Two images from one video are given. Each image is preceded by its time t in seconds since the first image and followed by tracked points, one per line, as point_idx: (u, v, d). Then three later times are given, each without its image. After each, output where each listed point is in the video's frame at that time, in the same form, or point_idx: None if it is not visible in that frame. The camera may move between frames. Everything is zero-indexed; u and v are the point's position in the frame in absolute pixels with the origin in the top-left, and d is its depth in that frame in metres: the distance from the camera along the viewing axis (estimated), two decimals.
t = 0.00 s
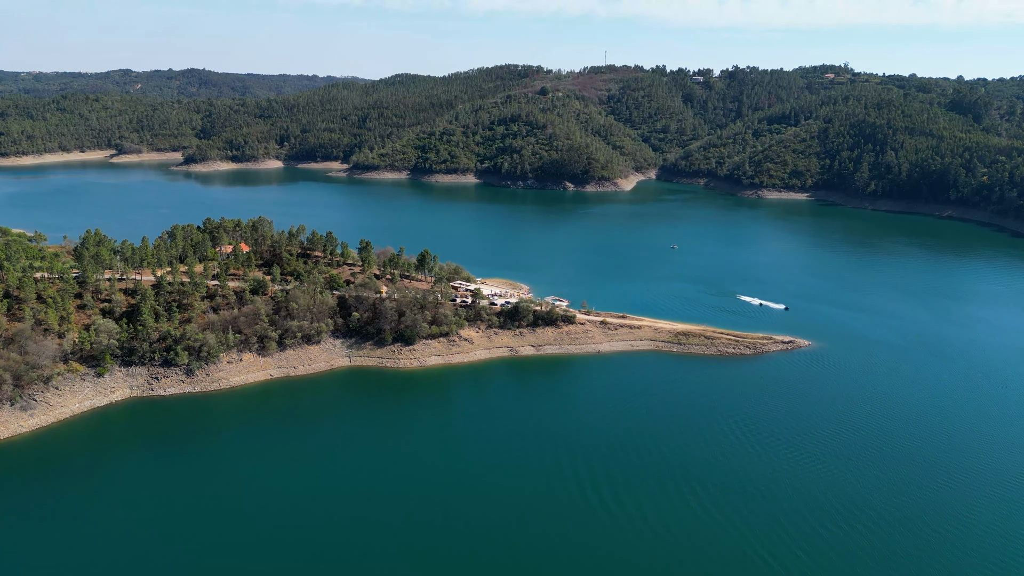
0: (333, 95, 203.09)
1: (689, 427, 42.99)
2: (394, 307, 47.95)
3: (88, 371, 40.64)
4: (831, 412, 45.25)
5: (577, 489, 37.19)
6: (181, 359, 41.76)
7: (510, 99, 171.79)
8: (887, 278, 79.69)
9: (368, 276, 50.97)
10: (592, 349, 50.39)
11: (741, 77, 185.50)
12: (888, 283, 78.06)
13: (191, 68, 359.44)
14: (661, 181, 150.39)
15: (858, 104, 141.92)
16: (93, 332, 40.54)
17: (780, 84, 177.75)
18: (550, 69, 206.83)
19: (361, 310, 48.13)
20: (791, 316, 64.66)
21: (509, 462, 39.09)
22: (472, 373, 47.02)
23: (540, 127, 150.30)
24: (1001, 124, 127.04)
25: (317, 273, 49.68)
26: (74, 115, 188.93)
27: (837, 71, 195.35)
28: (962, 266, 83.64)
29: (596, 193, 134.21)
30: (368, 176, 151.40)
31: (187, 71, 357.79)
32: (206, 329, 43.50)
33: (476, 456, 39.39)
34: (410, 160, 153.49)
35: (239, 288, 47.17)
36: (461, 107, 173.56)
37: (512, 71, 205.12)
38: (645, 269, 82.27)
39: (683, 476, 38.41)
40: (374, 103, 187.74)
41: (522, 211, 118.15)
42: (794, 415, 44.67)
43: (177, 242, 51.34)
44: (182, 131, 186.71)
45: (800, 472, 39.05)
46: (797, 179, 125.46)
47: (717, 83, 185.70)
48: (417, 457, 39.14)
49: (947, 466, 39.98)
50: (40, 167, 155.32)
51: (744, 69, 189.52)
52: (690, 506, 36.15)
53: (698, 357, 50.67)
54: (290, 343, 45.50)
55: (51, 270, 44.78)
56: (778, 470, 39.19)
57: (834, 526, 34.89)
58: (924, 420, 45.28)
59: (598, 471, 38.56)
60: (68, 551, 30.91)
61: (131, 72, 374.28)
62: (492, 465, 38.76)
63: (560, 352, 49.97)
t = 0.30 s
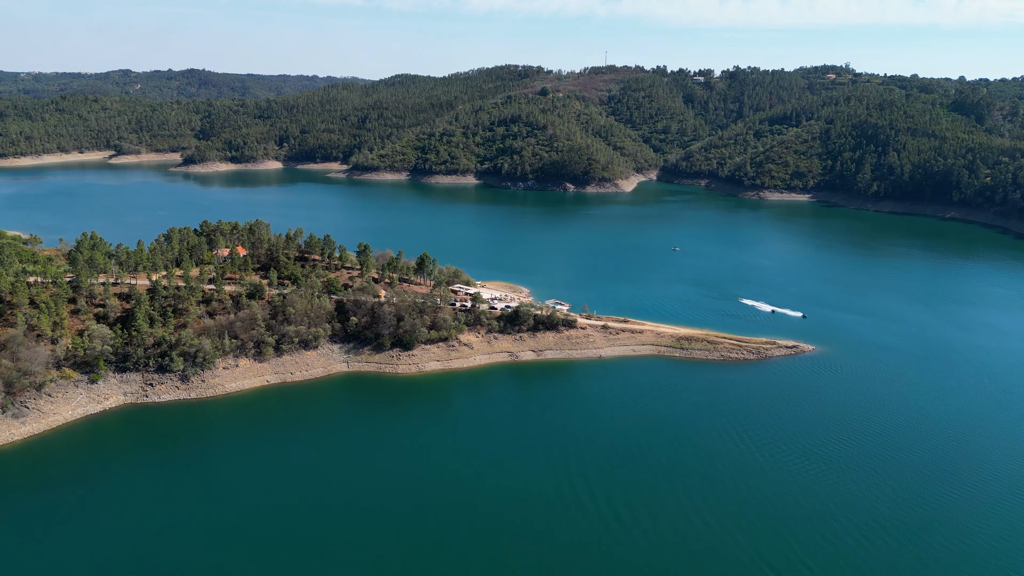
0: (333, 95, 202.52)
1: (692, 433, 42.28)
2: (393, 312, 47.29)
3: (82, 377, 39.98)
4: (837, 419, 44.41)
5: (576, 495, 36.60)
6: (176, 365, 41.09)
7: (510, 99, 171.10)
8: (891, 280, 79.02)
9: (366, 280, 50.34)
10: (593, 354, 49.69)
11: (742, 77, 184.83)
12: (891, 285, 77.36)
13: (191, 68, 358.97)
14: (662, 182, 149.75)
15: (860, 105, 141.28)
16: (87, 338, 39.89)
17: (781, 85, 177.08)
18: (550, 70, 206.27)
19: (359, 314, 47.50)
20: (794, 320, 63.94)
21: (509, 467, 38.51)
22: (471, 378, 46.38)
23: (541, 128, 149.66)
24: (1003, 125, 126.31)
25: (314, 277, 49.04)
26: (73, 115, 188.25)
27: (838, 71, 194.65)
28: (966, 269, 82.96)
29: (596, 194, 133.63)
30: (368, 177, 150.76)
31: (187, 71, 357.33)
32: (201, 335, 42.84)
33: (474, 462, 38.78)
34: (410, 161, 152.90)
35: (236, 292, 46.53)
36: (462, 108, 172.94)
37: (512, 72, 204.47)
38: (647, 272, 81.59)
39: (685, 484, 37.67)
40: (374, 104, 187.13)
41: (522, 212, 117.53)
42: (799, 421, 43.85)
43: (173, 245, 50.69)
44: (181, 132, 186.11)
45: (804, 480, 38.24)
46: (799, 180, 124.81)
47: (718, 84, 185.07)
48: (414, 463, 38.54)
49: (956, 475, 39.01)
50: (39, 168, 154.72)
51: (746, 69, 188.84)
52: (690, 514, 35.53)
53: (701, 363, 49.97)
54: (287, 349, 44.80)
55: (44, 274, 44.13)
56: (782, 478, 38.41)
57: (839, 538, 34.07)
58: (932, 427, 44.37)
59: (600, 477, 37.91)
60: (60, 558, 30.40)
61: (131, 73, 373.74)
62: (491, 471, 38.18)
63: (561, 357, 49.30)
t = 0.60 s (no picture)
0: (332, 96, 201.92)
1: (695, 440, 41.48)
2: (391, 317, 46.60)
3: (75, 384, 39.30)
4: (844, 425, 43.52)
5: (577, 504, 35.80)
6: (170, 371, 40.40)
7: (510, 100, 170.45)
8: (894, 282, 78.34)
9: (364, 284, 49.70)
10: (595, 359, 48.89)
11: (743, 78, 184.18)
12: (894, 288, 76.63)
13: (191, 68, 358.46)
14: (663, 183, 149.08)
15: (861, 105, 140.64)
16: (80, 344, 39.25)
17: (783, 85, 176.44)
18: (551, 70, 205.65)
19: (357, 319, 46.84)
20: (797, 323, 63.17)
21: (508, 475, 37.72)
22: (471, 383, 45.59)
23: (541, 128, 149.00)
24: (1006, 125, 125.58)
25: (311, 280, 48.40)
26: (72, 116, 187.51)
27: (839, 71, 193.99)
28: (969, 271, 82.24)
29: (597, 195, 132.97)
30: (367, 178, 150.07)
31: (187, 71, 356.88)
32: (197, 340, 42.19)
33: (472, 470, 37.99)
34: (410, 162, 152.26)
35: (232, 296, 45.89)
36: (461, 108, 172.31)
37: (512, 72, 203.81)
38: (648, 274, 80.90)
39: (688, 493, 36.84)
40: (373, 104, 186.55)
41: (522, 214, 116.83)
42: (804, 428, 43.00)
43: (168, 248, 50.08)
44: (180, 133, 185.44)
45: (809, 490, 37.36)
46: (800, 182, 124.18)
47: (718, 84, 184.44)
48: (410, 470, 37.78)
49: (966, 484, 38.04)
50: (37, 169, 153.97)
51: (746, 69, 188.24)
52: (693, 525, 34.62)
53: (704, 367, 49.09)
54: (284, 354, 44.12)
55: (38, 279, 43.49)
56: (784, 485, 37.74)
57: (845, 551, 33.17)
58: (940, 433, 43.39)
59: (600, 486, 37.11)
60: (48, 571, 29.73)
61: (131, 73, 373.10)
62: (489, 478, 37.42)
63: (562, 362, 48.44)
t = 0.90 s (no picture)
0: (332, 96, 201.27)
1: (698, 448, 40.70)
2: (389, 322, 45.90)
3: (67, 391, 38.63)
4: (850, 433, 42.68)
5: (578, 514, 34.99)
6: (165, 378, 39.73)
7: (510, 100, 169.81)
8: (897, 285, 77.65)
9: (361, 288, 49.11)
10: (596, 364, 48.09)
11: (743, 78, 183.69)
12: (898, 290, 75.90)
13: (190, 69, 358.02)
14: (663, 184, 148.41)
15: (863, 106, 140.06)
16: (73, 350, 38.62)
17: (784, 86, 175.91)
18: (551, 71, 205.17)
19: (355, 324, 46.20)
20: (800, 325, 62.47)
21: (507, 485, 36.95)
22: (470, 388, 44.72)
23: (541, 129, 148.39)
24: (1008, 125, 124.90)
25: (309, 285, 47.80)
26: (71, 117, 187.02)
27: (840, 71, 193.49)
28: (973, 273, 81.51)
29: (597, 196, 132.30)
30: (366, 179, 149.38)
31: (186, 71, 356.22)
32: (192, 345, 41.54)
33: (470, 480, 37.17)
34: (409, 163, 151.67)
35: (228, 301, 45.26)
36: (461, 109, 171.72)
37: (512, 73, 203.33)
38: (648, 276, 80.18)
39: (691, 504, 36.05)
40: (372, 105, 186.04)
41: (522, 215, 116.15)
42: (810, 436, 42.20)
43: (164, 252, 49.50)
44: (178, 134, 184.87)
45: (816, 500, 36.56)
46: (802, 183, 123.51)
47: (719, 85, 183.79)
48: (408, 479, 36.92)
49: (976, 494, 37.17)
50: (35, 171, 153.20)
51: (747, 69, 187.62)
52: (696, 536, 33.88)
53: (706, 373, 48.09)
54: (280, 359, 43.38)
55: (30, 283, 42.87)
56: (782, 486, 37.70)
57: (846, 555, 32.89)
58: (949, 440, 42.52)
59: (601, 495, 36.33)
60: None
61: (131, 74, 372.98)
62: (488, 488, 36.59)
63: (563, 367, 47.56)
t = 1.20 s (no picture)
0: (331, 97, 200.63)
1: (702, 456, 39.97)
2: (387, 327, 45.17)
3: (60, 399, 37.96)
4: (855, 439, 41.93)
5: (580, 528, 34.03)
6: (159, 385, 39.04)
7: (510, 101, 169.12)
8: (900, 287, 76.96)
9: (359, 293, 48.40)
10: (597, 369, 47.33)
11: (744, 79, 183.14)
12: (901, 293, 75.22)
13: (189, 70, 357.38)
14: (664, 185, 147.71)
15: (864, 106, 139.49)
16: (66, 356, 37.97)
17: (784, 86, 175.37)
18: (551, 72, 204.63)
19: (353, 329, 45.40)
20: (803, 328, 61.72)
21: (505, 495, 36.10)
22: (469, 395, 43.93)
23: (541, 130, 147.74)
24: (1011, 126, 124.29)
25: (306, 289, 47.11)
26: (69, 118, 186.38)
27: (841, 72, 192.91)
28: (976, 275, 80.84)
29: (597, 198, 131.64)
30: (365, 180, 148.70)
31: (186, 71, 355.51)
32: (187, 351, 40.91)
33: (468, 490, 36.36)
34: (408, 164, 151.02)
35: (224, 306, 44.59)
36: (461, 110, 171.15)
37: (512, 73, 202.77)
38: (649, 278, 79.49)
39: (694, 515, 35.18)
40: (372, 106, 185.49)
41: (522, 216, 115.47)
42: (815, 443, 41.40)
43: (159, 256, 48.91)
44: (177, 135, 184.19)
45: (823, 512, 35.64)
46: (803, 183, 122.88)
47: (720, 85, 183.13)
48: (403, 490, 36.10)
49: (988, 504, 36.24)
50: (32, 172, 152.48)
51: (747, 70, 187.01)
52: (701, 549, 32.98)
53: (709, 378, 47.37)
54: (277, 365, 42.69)
55: (23, 288, 42.19)
56: (785, 489, 37.37)
57: (849, 558, 32.61)
58: (959, 447, 41.66)
59: (603, 502, 35.81)
60: None
61: (130, 74, 372.43)
62: (486, 499, 35.70)
63: (564, 373, 46.83)
